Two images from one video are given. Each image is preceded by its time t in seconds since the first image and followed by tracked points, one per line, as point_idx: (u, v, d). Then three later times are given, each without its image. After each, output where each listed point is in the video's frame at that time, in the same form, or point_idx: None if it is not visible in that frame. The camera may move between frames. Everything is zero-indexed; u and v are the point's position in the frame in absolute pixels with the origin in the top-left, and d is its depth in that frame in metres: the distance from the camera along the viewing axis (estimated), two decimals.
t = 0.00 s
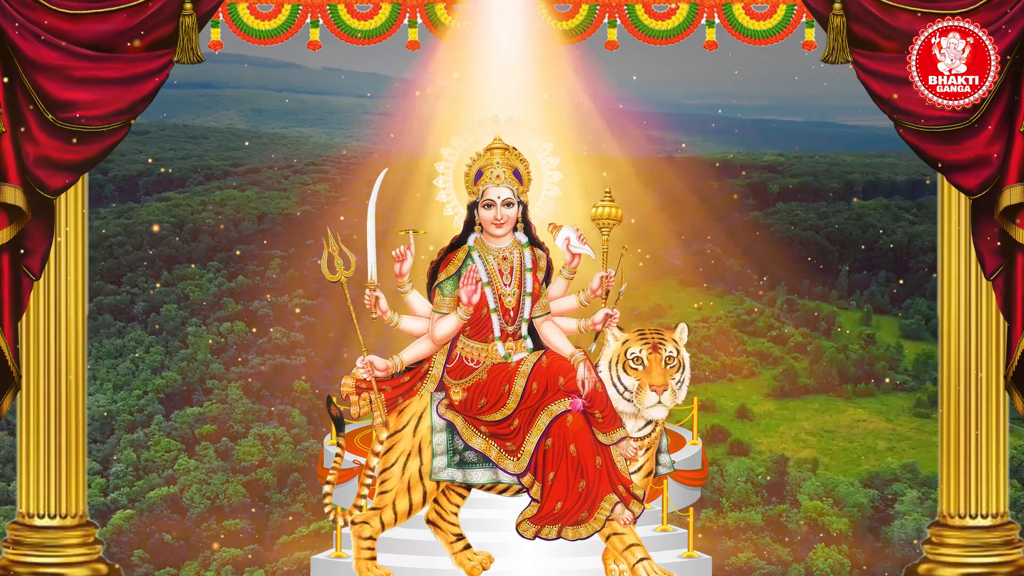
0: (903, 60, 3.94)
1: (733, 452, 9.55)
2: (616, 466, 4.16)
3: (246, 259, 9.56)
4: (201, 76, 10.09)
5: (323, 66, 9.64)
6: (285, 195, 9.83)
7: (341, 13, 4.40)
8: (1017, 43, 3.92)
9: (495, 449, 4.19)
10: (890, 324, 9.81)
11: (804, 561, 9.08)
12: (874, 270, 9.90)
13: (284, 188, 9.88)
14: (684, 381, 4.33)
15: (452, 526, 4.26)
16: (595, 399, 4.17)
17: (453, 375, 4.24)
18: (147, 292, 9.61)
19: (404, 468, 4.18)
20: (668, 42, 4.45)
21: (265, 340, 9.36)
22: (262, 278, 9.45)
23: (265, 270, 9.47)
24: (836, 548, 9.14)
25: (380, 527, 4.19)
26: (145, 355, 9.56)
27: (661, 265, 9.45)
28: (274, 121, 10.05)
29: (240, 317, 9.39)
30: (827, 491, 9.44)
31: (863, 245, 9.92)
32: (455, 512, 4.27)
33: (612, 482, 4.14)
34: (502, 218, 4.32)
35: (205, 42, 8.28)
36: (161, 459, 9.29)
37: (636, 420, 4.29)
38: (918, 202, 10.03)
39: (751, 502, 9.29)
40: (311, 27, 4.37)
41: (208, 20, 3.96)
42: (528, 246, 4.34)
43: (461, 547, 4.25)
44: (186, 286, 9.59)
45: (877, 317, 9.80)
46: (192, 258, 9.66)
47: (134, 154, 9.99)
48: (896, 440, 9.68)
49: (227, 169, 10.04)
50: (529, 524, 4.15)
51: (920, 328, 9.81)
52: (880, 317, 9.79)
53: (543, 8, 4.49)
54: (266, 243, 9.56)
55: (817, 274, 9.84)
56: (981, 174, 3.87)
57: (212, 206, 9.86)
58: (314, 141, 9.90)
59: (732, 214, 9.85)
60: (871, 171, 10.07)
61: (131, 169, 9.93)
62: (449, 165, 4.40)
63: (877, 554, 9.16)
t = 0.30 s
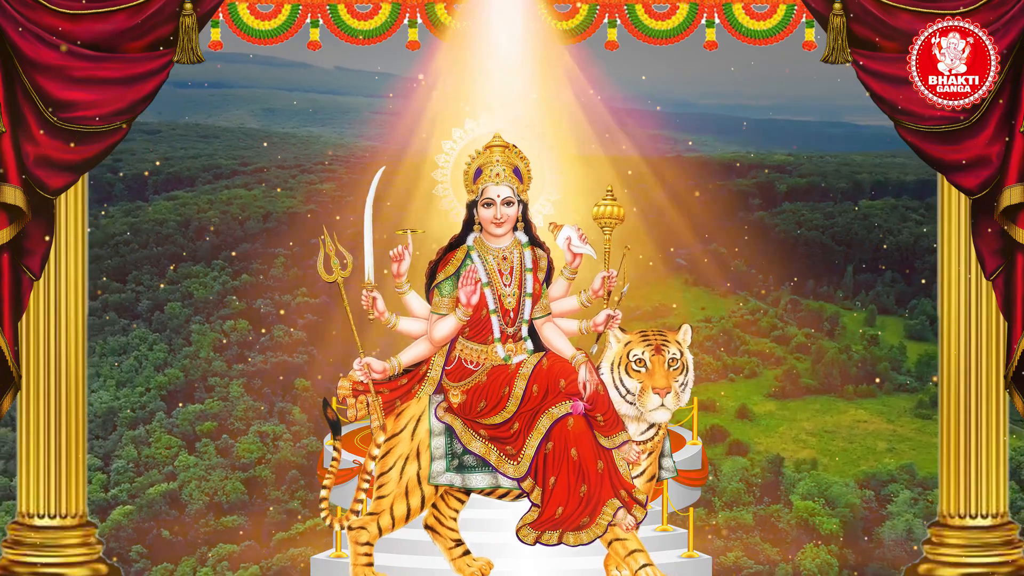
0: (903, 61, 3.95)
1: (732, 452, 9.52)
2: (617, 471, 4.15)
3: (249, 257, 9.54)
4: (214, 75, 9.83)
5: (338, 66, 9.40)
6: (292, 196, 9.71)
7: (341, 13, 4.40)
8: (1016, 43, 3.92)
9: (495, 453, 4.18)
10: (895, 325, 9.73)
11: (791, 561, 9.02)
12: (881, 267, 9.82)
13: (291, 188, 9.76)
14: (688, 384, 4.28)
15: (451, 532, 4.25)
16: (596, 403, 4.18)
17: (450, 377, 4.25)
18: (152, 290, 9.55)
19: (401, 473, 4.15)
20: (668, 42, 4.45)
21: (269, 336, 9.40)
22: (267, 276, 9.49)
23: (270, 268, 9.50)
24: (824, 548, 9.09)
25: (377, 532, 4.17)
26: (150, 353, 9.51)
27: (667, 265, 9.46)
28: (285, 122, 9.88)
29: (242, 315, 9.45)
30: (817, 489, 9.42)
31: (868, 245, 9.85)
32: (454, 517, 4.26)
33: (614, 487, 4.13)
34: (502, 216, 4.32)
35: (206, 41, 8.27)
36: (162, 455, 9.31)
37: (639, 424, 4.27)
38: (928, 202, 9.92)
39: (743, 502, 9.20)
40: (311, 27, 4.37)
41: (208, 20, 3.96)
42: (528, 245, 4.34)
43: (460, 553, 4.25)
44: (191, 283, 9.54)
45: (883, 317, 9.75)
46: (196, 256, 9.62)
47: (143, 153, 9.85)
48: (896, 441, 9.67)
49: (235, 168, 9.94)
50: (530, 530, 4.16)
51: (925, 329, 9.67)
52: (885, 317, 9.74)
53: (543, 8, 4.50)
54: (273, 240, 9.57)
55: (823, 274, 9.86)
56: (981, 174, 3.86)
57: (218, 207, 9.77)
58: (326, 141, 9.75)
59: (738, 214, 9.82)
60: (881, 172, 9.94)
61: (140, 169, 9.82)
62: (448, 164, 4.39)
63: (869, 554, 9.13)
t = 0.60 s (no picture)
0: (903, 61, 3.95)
1: (729, 452, 9.53)
2: (619, 475, 4.15)
3: (253, 256, 9.49)
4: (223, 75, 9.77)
5: (348, 66, 9.40)
6: (300, 197, 9.64)
7: (341, 13, 4.40)
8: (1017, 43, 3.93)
9: (495, 456, 4.17)
10: (900, 325, 9.79)
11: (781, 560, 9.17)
12: (884, 270, 9.82)
13: (298, 189, 9.68)
14: (691, 386, 4.30)
15: (449, 537, 4.25)
16: (598, 405, 4.18)
17: (449, 380, 4.25)
18: (156, 288, 9.54)
19: (399, 476, 4.13)
20: (668, 42, 4.45)
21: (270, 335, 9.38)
22: (270, 274, 9.44)
23: (273, 266, 9.46)
24: (814, 548, 9.27)
25: (374, 538, 4.12)
26: (154, 350, 9.49)
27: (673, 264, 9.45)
28: (296, 122, 9.77)
29: (246, 313, 9.43)
30: (809, 489, 9.50)
31: (874, 245, 9.83)
32: (452, 523, 4.25)
33: (615, 492, 4.14)
34: (502, 216, 4.33)
35: (206, 41, 8.25)
36: (163, 452, 9.32)
37: (641, 428, 4.28)
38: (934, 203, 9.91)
39: (734, 501, 9.32)
40: (311, 27, 4.37)
41: (208, 20, 3.96)
42: (528, 245, 4.34)
43: (459, 559, 4.24)
44: (195, 282, 9.50)
45: (887, 317, 9.76)
46: (201, 254, 9.55)
47: (153, 152, 9.84)
48: (896, 442, 9.66)
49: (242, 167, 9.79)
50: (530, 536, 4.14)
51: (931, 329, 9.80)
52: (889, 317, 9.76)
53: (543, 8, 4.50)
54: (277, 238, 9.49)
55: (829, 274, 9.80)
56: (982, 174, 3.87)
57: (224, 206, 9.67)
58: (335, 141, 9.65)
59: (743, 213, 9.90)
60: (890, 172, 9.92)
61: (149, 167, 9.82)
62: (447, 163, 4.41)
63: (860, 555, 9.30)
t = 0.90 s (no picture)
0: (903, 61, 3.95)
1: (727, 451, 9.47)
2: (620, 480, 4.16)
3: (257, 254, 9.54)
4: (236, 75, 9.82)
5: (359, 66, 9.35)
6: (306, 195, 9.64)
7: (341, 13, 4.40)
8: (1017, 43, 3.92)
9: (495, 460, 4.17)
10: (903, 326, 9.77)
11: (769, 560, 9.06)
12: (891, 271, 9.86)
13: (305, 189, 9.67)
14: (695, 389, 4.30)
15: (448, 543, 4.23)
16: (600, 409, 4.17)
17: (448, 382, 4.25)
18: (162, 286, 9.59)
19: (396, 481, 4.13)
20: (668, 42, 4.45)
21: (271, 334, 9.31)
22: (274, 272, 9.42)
23: (277, 264, 9.43)
24: (802, 549, 9.13)
25: (371, 543, 4.12)
26: (157, 347, 9.51)
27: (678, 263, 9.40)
28: (307, 121, 9.77)
29: (249, 311, 9.42)
30: (800, 489, 9.49)
31: (880, 245, 9.91)
32: (450, 528, 4.24)
33: (616, 498, 4.15)
34: (501, 214, 4.33)
35: (206, 40, 8.24)
36: (163, 449, 9.31)
37: (644, 432, 4.27)
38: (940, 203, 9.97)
39: (727, 501, 9.25)
40: (311, 27, 4.37)
41: (208, 20, 3.97)
42: (528, 245, 4.34)
43: (457, 565, 4.21)
44: (199, 280, 9.55)
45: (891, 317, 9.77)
46: (207, 253, 9.63)
47: (163, 152, 9.88)
48: (896, 443, 9.69)
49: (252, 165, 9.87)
50: (530, 541, 4.16)
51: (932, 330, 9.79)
52: (893, 317, 9.77)
53: (542, 8, 4.48)
54: (281, 237, 9.47)
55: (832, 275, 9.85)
56: (981, 174, 3.86)
57: (228, 204, 9.77)
58: (345, 140, 9.59)
59: (749, 214, 9.89)
60: (899, 172, 10.00)
61: (159, 166, 9.87)
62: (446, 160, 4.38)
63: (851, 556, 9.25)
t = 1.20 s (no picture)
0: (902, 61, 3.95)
1: (726, 450, 9.49)
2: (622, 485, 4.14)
3: (263, 253, 9.46)
4: (248, 74, 9.80)
5: (372, 65, 9.27)
6: (311, 192, 9.63)
7: (341, 13, 4.40)
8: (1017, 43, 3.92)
9: (494, 464, 4.18)
10: (907, 327, 9.76)
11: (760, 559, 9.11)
12: (897, 271, 9.87)
13: (310, 186, 9.64)
14: (698, 392, 4.31)
15: (447, 548, 4.24)
16: (601, 411, 4.15)
17: (448, 385, 4.25)
18: (167, 284, 9.56)
19: (394, 485, 4.14)
20: (668, 42, 4.45)
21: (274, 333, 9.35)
22: (277, 271, 9.39)
23: (280, 262, 9.39)
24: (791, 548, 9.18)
25: (369, 548, 4.17)
26: (160, 345, 9.52)
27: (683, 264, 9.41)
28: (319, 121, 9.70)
29: (253, 309, 9.39)
30: (796, 489, 9.48)
31: (886, 245, 9.89)
32: (449, 533, 4.24)
33: (618, 502, 4.13)
34: (501, 212, 4.33)
35: (206, 41, 8.24)
36: (163, 446, 9.33)
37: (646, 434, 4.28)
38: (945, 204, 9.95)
39: (719, 500, 9.31)
40: (311, 27, 4.37)
41: (208, 20, 3.97)
42: (528, 245, 4.35)
43: (456, 570, 4.23)
44: (203, 278, 9.55)
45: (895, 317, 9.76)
46: (211, 252, 9.57)
47: (174, 151, 9.82)
48: (896, 444, 9.69)
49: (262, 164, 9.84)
50: (530, 547, 4.13)
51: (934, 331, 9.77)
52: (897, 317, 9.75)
53: (542, 8, 4.49)
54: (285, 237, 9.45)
55: (838, 276, 9.86)
56: (981, 173, 3.86)
57: (236, 204, 9.68)
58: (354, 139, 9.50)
59: (755, 214, 9.87)
60: (909, 172, 9.96)
61: (169, 165, 9.85)
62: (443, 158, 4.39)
63: (842, 556, 9.33)
